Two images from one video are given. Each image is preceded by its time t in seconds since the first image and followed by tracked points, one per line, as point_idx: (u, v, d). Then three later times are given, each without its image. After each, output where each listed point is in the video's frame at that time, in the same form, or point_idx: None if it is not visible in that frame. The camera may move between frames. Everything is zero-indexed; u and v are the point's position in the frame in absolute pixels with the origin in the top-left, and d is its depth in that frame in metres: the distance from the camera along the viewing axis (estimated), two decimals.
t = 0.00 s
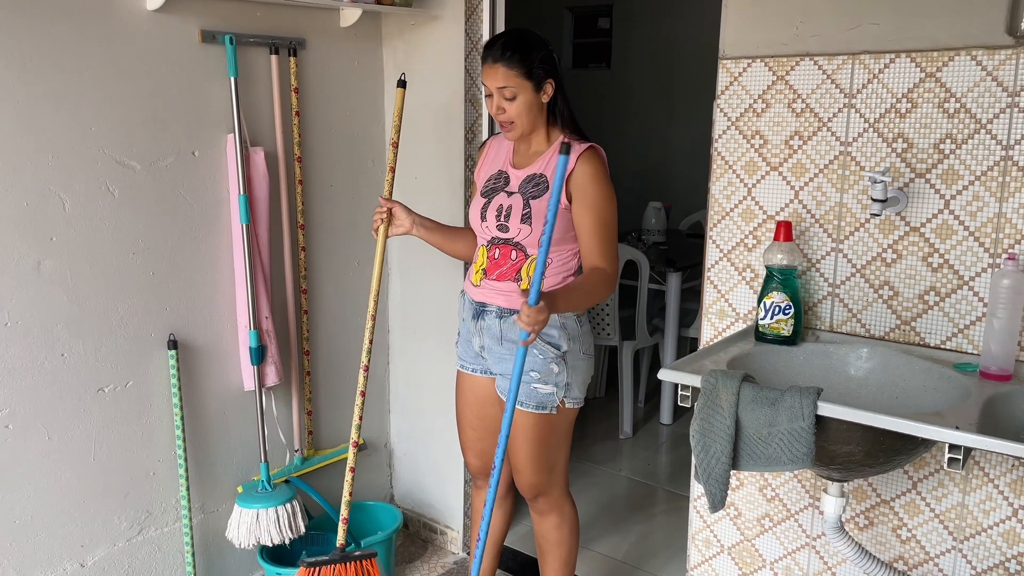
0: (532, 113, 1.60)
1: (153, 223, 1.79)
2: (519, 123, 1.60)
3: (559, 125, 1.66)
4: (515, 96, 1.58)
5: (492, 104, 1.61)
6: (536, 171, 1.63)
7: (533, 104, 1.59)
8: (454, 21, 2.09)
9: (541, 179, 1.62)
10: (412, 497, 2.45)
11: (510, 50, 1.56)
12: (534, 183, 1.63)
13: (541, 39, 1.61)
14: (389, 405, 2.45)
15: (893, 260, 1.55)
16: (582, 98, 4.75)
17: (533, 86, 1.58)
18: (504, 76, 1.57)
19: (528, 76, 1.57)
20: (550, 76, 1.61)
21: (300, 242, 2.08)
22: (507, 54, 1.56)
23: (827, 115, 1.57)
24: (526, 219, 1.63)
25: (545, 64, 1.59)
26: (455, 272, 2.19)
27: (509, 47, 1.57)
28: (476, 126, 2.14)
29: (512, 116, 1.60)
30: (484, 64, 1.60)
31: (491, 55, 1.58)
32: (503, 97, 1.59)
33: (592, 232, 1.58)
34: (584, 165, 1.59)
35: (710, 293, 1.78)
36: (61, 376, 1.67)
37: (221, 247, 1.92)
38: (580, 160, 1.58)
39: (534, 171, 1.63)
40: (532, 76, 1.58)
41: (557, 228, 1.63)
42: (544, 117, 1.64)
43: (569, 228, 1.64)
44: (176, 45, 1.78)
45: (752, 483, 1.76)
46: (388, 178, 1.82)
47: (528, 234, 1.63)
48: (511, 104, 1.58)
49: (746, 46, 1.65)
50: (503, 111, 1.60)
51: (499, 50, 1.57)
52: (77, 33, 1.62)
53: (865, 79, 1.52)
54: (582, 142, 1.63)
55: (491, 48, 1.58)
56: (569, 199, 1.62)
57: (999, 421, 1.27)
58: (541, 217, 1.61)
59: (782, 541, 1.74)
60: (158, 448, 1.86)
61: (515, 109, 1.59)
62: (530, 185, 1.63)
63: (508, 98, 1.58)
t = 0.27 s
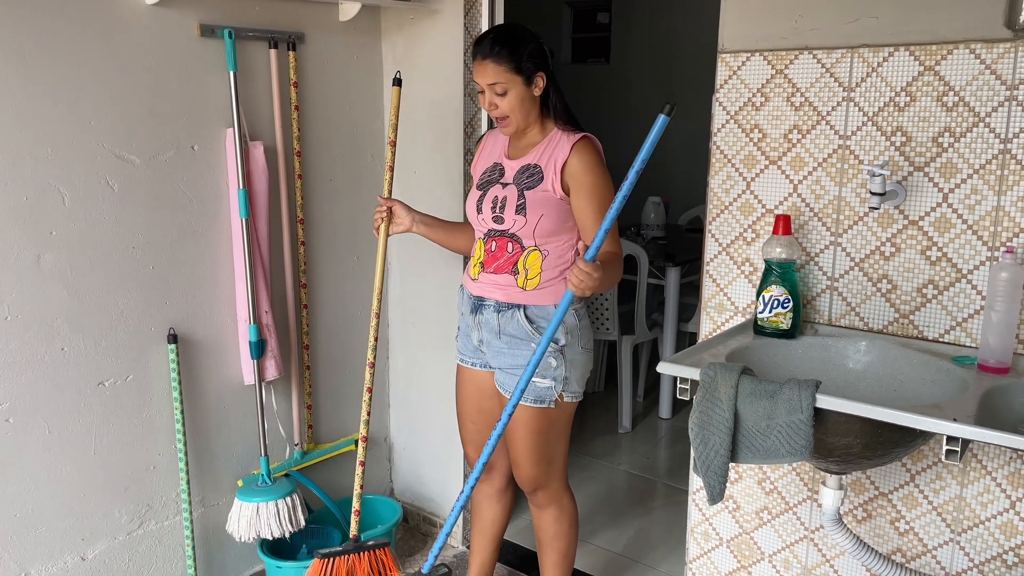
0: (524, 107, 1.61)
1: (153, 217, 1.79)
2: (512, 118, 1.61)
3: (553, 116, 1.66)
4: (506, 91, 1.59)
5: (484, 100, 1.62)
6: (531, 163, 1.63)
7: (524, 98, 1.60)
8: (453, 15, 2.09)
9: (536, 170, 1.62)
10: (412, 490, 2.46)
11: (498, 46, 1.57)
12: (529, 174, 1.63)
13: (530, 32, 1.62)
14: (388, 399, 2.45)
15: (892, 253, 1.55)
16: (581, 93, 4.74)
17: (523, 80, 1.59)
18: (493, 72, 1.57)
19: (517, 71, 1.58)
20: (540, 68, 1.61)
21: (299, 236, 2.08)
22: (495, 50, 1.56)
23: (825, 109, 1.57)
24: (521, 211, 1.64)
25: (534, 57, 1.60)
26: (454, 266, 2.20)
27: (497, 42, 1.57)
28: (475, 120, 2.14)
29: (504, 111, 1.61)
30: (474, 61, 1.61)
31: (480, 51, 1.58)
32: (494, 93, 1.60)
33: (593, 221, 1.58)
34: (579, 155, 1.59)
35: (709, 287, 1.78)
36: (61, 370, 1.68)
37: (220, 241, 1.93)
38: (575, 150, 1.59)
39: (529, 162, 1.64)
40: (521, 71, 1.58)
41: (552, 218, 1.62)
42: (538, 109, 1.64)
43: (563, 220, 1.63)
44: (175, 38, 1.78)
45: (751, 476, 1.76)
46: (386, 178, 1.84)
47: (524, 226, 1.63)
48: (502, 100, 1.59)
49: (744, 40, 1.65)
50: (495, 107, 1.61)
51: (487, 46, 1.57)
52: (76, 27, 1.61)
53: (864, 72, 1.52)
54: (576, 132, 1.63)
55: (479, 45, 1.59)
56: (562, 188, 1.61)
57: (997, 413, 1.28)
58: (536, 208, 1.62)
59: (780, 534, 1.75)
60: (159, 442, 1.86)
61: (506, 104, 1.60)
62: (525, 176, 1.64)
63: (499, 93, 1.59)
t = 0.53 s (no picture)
0: (510, 100, 1.62)
1: (152, 211, 1.79)
2: (499, 112, 1.64)
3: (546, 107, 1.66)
4: (489, 86, 1.61)
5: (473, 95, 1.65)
6: (528, 155, 1.64)
7: (508, 91, 1.61)
8: (451, 8, 2.09)
9: (533, 162, 1.63)
10: (411, 484, 2.46)
11: (479, 41, 1.59)
12: (525, 167, 1.64)
13: (515, 25, 1.62)
14: (387, 393, 2.46)
15: (889, 245, 1.55)
16: (580, 87, 4.74)
17: (505, 73, 1.60)
18: (476, 68, 1.60)
19: (499, 66, 1.59)
20: (525, 60, 1.61)
21: (297, 230, 2.08)
22: (478, 45, 1.59)
23: (823, 102, 1.58)
24: (517, 203, 1.64)
25: (516, 49, 1.60)
26: (453, 260, 2.20)
27: (480, 37, 1.59)
28: (474, 114, 2.14)
29: (490, 105, 1.63)
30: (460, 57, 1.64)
31: (465, 47, 1.61)
32: (479, 88, 1.63)
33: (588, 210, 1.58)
34: (576, 147, 1.60)
35: (707, 280, 1.79)
36: (61, 363, 1.68)
37: (219, 235, 1.93)
38: (571, 143, 1.60)
39: (526, 155, 1.64)
40: (503, 65, 1.59)
41: (549, 211, 1.63)
42: (528, 101, 1.65)
43: (559, 213, 1.63)
44: (173, 31, 1.78)
45: (749, 468, 1.77)
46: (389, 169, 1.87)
47: (520, 218, 1.64)
48: (486, 95, 1.62)
49: (742, 33, 1.65)
50: (483, 101, 1.64)
51: (470, 42, 1.60)
52: (74, 19, 1.61)
53: (862, 65, 1.52)
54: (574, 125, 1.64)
55: (464, 41, 1.62)
56: (559, 181, 1.62)
57: (993, 404, 1.28)
58: (532, 201, 1.62)
59: (778, 526, 1.76)
60: (158, 435, 1.87)
61: (492, 98, 1.63)
62: (522, 169, 1.64)
63: (484, 88, 1.62)
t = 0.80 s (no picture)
0: (496, 95, 1.64)
1: (150, 204, 1.79)
2: (489, 105, 1.65)
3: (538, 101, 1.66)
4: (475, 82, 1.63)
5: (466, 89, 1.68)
6: (521, 150, 1.63)
7: (493, 87, 1.62)
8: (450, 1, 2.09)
9: (525, 158, 1.63)
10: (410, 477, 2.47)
11: (463, 37, 1.59)
12: (518, 162, 1.64)
13: (503, 17, 1.61)
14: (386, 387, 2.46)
15: (887, 238, 1.56)
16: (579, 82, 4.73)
17: (489, 69, 1.60)
18: (460, 65, 1.62)
19: (482, 60, 1.59)
20: (511, 54, 1.60)
21: (296, 224, 2.08)
22: (461, 41, 1.60)
23: (822, 94, 1.58)
24: (509, 199, 1.65)
25: (501, 43, 1.59)
26: (452, 253, 2.20)
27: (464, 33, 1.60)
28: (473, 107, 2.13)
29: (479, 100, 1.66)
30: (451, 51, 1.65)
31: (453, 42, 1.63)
32: (468, 83, 1.65)
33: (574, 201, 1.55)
34: (563, 143, 1.57)
35: (706, 273, 1.79)
36: (60, 356, 1.68)
37: (218, 229, 1.93)
38: (560, 137, 1.57)
39: (518, 150, 1.64)
40: (487, 60, 1.59)
41: (540, 207, 1.63)
42: (518, 94, 1.65)
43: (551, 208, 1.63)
44: (171, 24, 1.77)
45: (747, 460, 1.77)
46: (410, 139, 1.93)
47: (511, 214, 1.65)
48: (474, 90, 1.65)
49: (741, 26, 1.65)
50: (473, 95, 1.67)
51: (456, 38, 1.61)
52: (72, 12, 1.61)
53: (861, 58, 1.52)
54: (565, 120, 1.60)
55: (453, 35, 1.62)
56: (548, 177, 1.60)
57: (991, 396, 1.29)
58: (523, 197, 1.63)
59: (776, 518, 1.76)
60: (157, 428, 1.87)
61: (479, 92, 1.64)
62: (514, 164, 1.64)
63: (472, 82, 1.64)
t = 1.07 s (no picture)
0: (489, 94, 1.64)
1: (150, 204, 1.80)
2: (482, 104, 1.66)
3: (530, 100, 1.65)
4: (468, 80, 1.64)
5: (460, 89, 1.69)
6: (510, 150, 1.65)
7: (486, 86, 1.63)
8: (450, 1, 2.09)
9: (513, 157, 1.64)
10: (410, 476, 2.48)
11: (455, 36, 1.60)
12: (506, 161, 1.66)
13: (496, 16, 1.62)
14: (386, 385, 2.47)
15: (885, 237, 1.56)
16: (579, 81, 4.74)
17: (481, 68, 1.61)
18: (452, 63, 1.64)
19: (473, 59, 1.60)
20: (503, 53, 1.61)
21: (296, 223, 2.09)
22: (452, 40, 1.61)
23: (820, 94, 1.58)
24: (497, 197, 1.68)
25: (492, 42, 1.59)
26: (451, 253, 2.20)
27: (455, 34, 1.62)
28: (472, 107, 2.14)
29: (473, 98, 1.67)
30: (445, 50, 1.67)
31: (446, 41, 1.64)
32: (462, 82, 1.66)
33: (563, 197, 1.55)
34: (549, 141, 1.57)
35: (705, 272, 1.79)
36: (60, 355, 1.69)
37: (218, 228, 1.93)
38: (545, 137, 1.58)
39: (508, 150, 1.66)
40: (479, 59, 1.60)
41: (526, 206, 1.64)
42: (510, 94, 1.65)
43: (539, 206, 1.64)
44: (170, 24, 1.78)
45: (746, 459, 1.78)
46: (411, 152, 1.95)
47: (499, 212, 1.68)
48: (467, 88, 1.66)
49: (740, 25, 1.65)
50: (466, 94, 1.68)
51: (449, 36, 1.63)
52: (72, 12, 1.61)
53: (859, 58, 1.53)
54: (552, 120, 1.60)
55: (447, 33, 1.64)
56: (535, 175, 1.61)
57: (988, 395, 1.29)
58: (510, 196, 1.65)
59: (775, 517, 1.77)
60: (158, 427, 1.88)
61: (472, 92, 1.65)
62: (503, 163, 1.66)
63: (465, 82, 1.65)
